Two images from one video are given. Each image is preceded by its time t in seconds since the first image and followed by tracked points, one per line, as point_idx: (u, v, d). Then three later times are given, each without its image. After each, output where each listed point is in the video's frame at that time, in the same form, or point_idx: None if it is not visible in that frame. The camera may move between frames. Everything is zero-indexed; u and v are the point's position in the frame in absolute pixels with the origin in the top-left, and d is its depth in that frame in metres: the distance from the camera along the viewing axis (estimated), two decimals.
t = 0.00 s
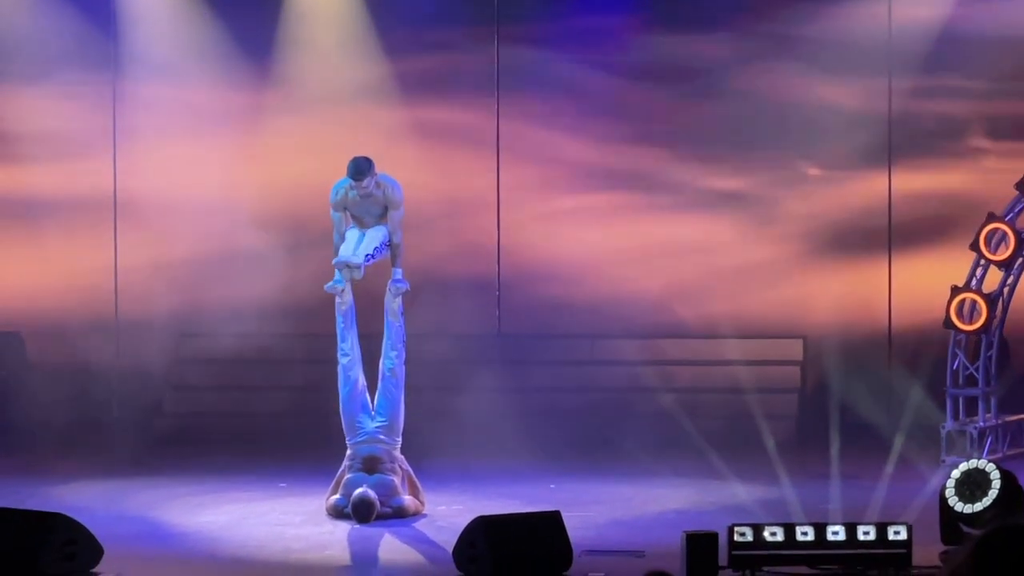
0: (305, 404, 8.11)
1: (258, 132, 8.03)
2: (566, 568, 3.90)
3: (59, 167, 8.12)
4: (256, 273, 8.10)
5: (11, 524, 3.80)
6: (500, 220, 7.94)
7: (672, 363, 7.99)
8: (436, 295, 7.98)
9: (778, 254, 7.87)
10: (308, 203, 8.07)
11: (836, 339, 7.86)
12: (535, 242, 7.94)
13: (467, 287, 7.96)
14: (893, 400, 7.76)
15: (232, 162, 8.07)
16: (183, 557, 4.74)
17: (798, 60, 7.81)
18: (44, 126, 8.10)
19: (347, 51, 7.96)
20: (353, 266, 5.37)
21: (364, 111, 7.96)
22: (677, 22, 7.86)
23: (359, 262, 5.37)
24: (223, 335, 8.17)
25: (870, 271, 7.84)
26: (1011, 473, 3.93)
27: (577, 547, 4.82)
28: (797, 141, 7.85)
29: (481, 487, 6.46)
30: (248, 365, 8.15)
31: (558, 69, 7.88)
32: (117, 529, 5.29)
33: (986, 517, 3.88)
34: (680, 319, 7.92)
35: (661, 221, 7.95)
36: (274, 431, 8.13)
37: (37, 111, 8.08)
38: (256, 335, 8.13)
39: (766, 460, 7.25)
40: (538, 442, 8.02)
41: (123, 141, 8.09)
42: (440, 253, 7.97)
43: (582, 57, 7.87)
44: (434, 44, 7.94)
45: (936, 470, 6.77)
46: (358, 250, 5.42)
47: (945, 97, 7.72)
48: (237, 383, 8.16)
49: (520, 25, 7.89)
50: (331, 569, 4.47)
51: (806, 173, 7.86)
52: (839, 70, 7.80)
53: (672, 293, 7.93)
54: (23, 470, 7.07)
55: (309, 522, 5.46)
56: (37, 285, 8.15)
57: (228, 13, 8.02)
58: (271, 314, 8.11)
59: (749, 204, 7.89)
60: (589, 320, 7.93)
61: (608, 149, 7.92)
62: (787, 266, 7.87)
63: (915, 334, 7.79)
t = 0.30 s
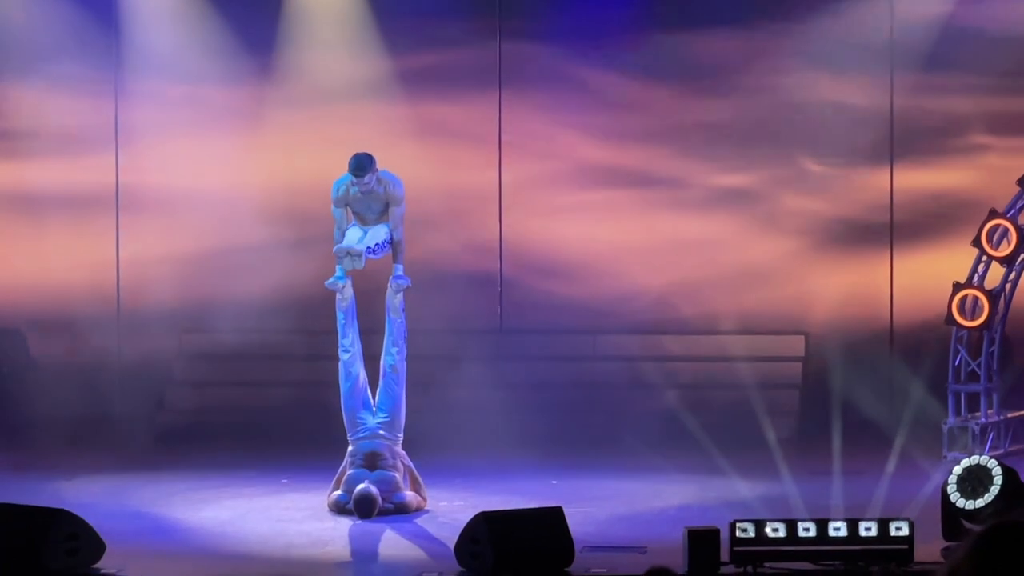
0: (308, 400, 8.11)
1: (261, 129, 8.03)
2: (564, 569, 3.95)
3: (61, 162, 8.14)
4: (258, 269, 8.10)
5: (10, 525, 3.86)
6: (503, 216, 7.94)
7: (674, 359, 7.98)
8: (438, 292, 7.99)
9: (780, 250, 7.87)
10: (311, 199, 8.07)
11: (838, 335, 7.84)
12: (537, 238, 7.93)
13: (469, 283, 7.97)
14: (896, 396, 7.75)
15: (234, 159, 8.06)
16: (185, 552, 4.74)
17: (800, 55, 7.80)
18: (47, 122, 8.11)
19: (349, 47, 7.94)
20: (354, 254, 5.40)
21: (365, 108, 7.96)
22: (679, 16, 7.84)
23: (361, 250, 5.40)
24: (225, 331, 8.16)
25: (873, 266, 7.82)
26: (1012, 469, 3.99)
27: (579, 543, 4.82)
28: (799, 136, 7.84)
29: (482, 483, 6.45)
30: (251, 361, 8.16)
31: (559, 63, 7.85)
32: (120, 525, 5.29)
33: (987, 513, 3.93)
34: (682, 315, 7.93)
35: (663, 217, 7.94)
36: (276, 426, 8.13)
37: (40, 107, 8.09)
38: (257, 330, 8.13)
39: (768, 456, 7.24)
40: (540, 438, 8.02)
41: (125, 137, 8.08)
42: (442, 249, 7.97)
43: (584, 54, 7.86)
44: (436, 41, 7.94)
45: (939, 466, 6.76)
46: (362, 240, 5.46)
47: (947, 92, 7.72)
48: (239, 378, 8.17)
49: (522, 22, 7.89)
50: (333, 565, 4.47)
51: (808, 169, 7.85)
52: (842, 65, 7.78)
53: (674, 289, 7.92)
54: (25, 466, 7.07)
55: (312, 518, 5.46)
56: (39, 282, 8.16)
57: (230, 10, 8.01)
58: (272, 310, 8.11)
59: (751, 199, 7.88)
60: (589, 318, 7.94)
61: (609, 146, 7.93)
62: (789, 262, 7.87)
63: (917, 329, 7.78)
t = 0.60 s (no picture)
0: (310, 397, 8.12)
1: (262, 127, 8.03)
2: (567, 568, 3.94)
3: (64, 159, 8.15)
4: (259, 266, 8.10)
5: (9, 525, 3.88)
6: (504, 214, 7.94)
7: (675, 356, 8.00)
8: (440, 289, 7.97)
9: (781, 247, 7.86)
10: (312, 196, 8.07)
11: (840, 332, 7.86)
12: (538, 235, 7.94)
13: (471, 280, 7.96)
14: (896, 393, 7.80)
15: (235, 155, 8.05)
16: (187, 549, 4.74)
17: (801, 53, 7.80)
18: (49, 119, 8.11)
19: (350, 45, 7.93)
20: (356, 246, 5.41)
21: (367, 105, 7.95)
22: (680, 13, 7.84)
23: (362, 243, 5.41)
24: (227, 328, 8.17)
25: (875, 263, 7.82)
26: (1014, 466, 3.99)
27: (582, 540, 4.83)
28: (801, 133, 7.83)
29: (484, 480, 6.45)
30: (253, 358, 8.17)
31: (561, 61, 7.85)
32: (121, 522, 5.29)
33: (989, 510, 3.95)
34: (684, 313, 7.93)
35: (665, 215, 7.94)
36: (278, 423, 8.14)
37: (42, 105, 8.10)
38: (259, 327, 8.14)
39: (770, 453, 7.24)
40: (541, 434, 8.02)
41: (127, 134, 8.09)
42: (444, 246, 7.96)
43: (585, 52, 7.86)
44: (437, 39, 7.93)
45: (940, 464, 6.76)
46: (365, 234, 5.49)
47: (949, 89, 7.72)
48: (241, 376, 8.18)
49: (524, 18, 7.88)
50: (334, 562, 4.48)
51: (810, 167, 7.84)
52: (844, 64, 7.77)
53: (676, 286, 7.92)
54: (26, 463, 7.07)
55: (313, 514, 5.47)
56: (40, 280, 8.17)
57: (232, 8, 8.02)
58: (275, 307, 8.11)
59: (753, 196, 7.87)
60: (591, 314, 7.95)
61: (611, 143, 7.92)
62: (791, 259, 7.86)
63: (919, 326, 7.80)
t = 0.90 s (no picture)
0: (311, 395, 8.16)
1: (263, 127, 8.05)
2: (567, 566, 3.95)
3: (65, 157, 8.15)
4: (260, 264, 8.11)
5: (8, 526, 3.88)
6: (505, 213, 7.94)
7: (675, 355, 8.01)
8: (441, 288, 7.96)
9: (782, 247, 7.87)
10: (313, 194, 8.06)
11: (841, 332, 7.86)
12: (539, 234, 7.94)
13: (471, 279, 7.95)
14: (897, 392, 7.82)
15: (237, 153, 8.06)
16: (188, 547, 4.74)
17: (801, 53, 7.81)
18: (48, 118, 8.10)
19: (351, 44, 7.92)
20: (358, 265, 5.32)
21: (368, 104, 7.95)
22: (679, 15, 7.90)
23: (363, 261, 5.32)
24: (228, 326, 8.18)
25: (876, 262, 7.81)
26: (1014, 465, 3.98)
27: (582, 539, 4.83)
28: (802, 132, 7.84)
29: (484, 478, 6.46)
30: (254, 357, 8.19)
31: (562, 60, 7.84)
32: (123, 520, 5.29)
33: (989, 509, 3.95)
34: (685, 312, 7.92)
35: (665, 214, 7.93)
36: (280, 422, 8.18)
37: (43, 102, 8.10)
38: (260, 326, 8.15)
39: (771, 452, 7.24)
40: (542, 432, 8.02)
41: (128, 132, 8.08)
42: (445, 245, 7.95)
43: (586, 50, 7.84)
44: (438, 36, 7.89)
45: (941, 463, 6.75)
46: (361, 249, 5.40)
47: (950, 87, 7.72)
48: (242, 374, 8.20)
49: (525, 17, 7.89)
50: (334, 560, 4.47)
51: (811, 167, 7.85)
52: (845, 64, 7.77)
53: (677, 285, 7.93)
54: (27, 461, 7.07)
55: (314, 513, 5.47)
56: (40, 278, 8.16)
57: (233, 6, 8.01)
58: (275, 305, 8.11)
59: (754, 196, 7.88)
60: (592, 313, 7.94)
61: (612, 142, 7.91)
62: (792, 258, 7.86)
63: (919, 326, 7.83)
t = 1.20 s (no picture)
0: (311, 396, 8.16)
1: (262, 127, 8.03)
2: (566, 567, 3.96)
3: (64, 158, 8.14)
4: (260, 264, 8.11)
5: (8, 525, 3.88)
6: (505, 214, 7.93)
7: (675, 356, 8.02)
8: (440, 289, 7.97)
9: (782, 248, 7.87)
10: (313, 195, 8.06)
11: (841, 334, 7.85)
12: (539, 236, 7.94)
13: (471, 281, 7.96)
14: (897, 393, 7.81)
15: (238, 155, 8.09)
16: (188, 548, 4.74)
17: (801, 56, 7.82)
18: (47, 118, 8.10)
19: (351, 45, 7.92)
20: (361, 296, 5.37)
21: (367, 104, 7.95)
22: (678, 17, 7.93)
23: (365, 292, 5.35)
24: (229, 327, 8.19)
25: (876, 262, 7.80)
26: (1014, 467, 3.98)
27: (582, 540, 4.83)
28: (802, 132, 7.83)
29: (485, 479, 6.46)
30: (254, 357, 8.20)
31: (562, 62, 7.85)
32: (122, 522, 5.28)
33: (989, 510, 3.95)
34: (685, 314, 7.92)
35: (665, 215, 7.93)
36: (280, 422, 8.18)
37: (42, 102, 8.08)
38: (260, 326, 8.15)
39: (770, 453, 7.25)
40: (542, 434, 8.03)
41: (127, 133, 8.09)
42: (444, 247, 7.97)
43: (586, 52, 7.85)
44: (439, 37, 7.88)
45: (940, 464, 6.75)
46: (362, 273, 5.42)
47: (950, 87, 7.72)
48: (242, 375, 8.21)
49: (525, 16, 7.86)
50: (332, 561, 4.47)
51: (810, 168, 7.85)
52: (845, 66, 7.76)
53: (676, 286, 7.93)
54: (27, 462, 7.07)
55: (313, 514, 5.47)
56: (40, 279, 8.16)
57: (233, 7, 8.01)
58: (275, 305, 8.10)
59: (754, 197, 7.88)
60: (592, 314, 7.93)
61: (613, 143, 7.90)
62: (791, 260, 7.87)
63: (921, 328, 7.78)
